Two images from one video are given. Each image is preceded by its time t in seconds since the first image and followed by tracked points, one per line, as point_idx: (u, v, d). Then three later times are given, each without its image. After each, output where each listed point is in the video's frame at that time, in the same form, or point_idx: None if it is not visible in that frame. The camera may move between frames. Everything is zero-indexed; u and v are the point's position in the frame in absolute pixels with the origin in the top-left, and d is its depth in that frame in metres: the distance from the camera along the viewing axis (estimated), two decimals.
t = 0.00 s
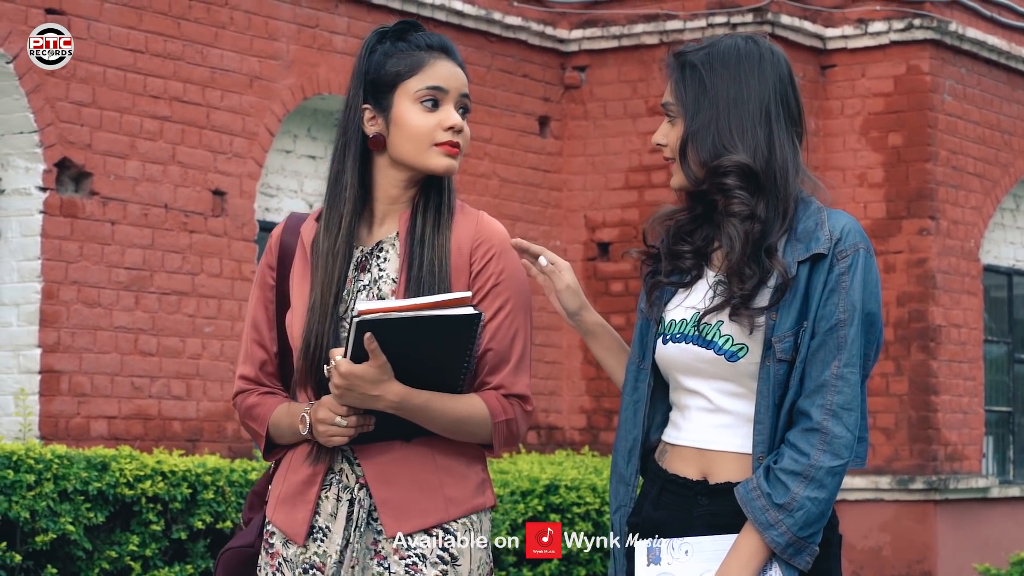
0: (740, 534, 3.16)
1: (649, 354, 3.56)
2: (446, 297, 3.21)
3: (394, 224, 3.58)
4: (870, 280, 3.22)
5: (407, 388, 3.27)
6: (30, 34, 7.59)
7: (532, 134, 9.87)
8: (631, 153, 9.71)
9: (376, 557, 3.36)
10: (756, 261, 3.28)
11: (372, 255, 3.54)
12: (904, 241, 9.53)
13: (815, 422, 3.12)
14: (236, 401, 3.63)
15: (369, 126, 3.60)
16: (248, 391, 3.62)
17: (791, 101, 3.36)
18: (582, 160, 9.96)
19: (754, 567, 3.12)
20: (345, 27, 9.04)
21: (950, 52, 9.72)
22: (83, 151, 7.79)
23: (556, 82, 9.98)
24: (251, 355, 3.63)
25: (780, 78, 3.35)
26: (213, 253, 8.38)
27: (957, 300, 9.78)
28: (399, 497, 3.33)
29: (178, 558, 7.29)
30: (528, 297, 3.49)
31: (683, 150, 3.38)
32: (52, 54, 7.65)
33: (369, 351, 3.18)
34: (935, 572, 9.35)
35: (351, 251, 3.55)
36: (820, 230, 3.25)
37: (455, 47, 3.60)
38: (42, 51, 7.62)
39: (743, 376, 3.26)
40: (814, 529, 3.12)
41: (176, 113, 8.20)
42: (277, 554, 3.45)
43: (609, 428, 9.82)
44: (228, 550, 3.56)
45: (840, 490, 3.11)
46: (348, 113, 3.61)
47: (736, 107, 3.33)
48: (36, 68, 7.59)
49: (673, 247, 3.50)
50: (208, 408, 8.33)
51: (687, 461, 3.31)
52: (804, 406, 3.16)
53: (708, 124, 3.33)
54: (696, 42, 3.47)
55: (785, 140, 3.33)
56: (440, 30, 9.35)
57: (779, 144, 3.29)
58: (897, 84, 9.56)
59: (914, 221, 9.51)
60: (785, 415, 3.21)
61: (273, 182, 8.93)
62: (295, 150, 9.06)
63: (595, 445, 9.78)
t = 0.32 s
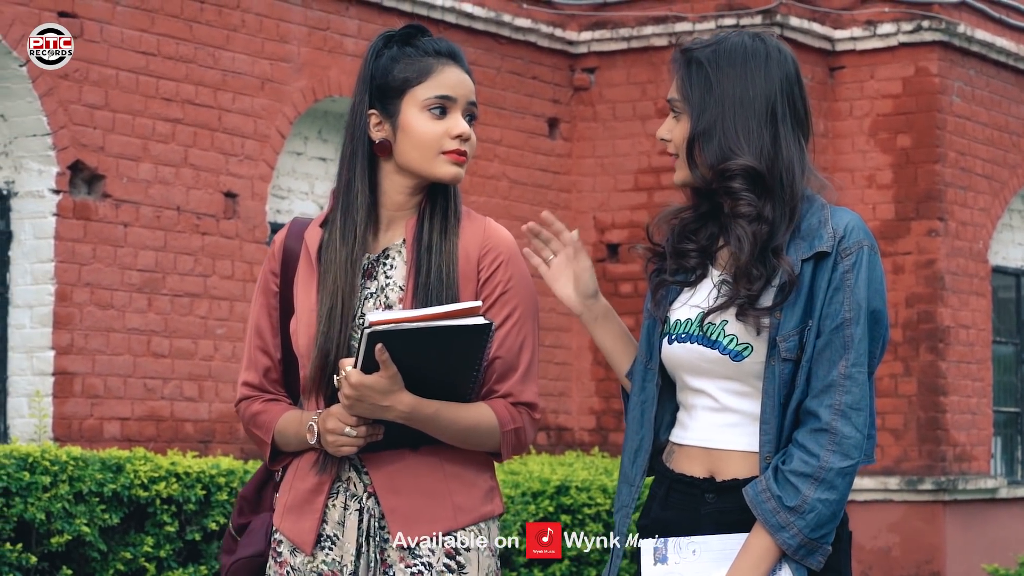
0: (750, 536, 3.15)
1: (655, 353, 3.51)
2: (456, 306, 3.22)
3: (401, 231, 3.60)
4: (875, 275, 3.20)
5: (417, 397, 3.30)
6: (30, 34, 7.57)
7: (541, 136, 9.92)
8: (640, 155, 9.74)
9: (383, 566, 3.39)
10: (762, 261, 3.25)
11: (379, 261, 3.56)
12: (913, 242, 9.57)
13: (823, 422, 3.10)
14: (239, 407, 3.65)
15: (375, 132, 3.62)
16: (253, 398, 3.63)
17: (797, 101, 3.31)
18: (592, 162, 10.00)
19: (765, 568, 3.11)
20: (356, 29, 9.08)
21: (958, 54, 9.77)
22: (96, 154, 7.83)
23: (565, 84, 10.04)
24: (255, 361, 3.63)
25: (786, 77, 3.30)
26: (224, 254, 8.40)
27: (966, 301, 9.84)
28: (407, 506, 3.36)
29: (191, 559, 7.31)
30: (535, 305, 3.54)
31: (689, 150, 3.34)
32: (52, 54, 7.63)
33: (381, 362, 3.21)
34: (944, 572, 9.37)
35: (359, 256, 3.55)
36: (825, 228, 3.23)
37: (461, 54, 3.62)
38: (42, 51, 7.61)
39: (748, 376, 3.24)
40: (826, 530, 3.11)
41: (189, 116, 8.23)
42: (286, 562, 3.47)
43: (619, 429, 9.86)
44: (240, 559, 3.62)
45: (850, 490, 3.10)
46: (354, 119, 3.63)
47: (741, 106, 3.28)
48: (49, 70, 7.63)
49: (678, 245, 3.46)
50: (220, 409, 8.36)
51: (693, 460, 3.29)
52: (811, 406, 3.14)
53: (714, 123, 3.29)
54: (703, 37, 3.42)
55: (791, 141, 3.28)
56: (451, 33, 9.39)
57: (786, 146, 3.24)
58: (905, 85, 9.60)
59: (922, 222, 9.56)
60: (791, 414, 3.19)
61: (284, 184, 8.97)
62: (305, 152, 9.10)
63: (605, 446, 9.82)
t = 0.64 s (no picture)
0: (759, 538, 3.12)
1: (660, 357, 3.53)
2: (464, 315, 3.19)
3: (408, 238, 3.57)
4: (875, 271, 3.19)
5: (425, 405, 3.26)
6: (28, 34, 7.56)
7: (551, 137, 9.95)
8: (650, 156, 9.76)
9: None
10: (764, 269, 3.24)
11: (386, 269, 3.53)
12: (922, 244, 9.61)
13: (828, 422, 3.09)
14: (242, 416, 3.59)
15: (382, 140, 3.60)
16: (257, 407, 3.57)
17: (809, 114, 3.30)
18: (601, 163, 10.02)
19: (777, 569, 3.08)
20: (366, 31, 9.09)
21: (967, 55, 9.81)
22: (108, 156, 7.85)
23: (574, 85, 10.07)
24: (259, 370, 3.57)
25: (802, 90, 3.28)
26: (236, 256, 8.42)
27: (975, 302, 9.86)
28: (413, 515, 3.32)
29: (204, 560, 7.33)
30: (543, 314, 3.51)
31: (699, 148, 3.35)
32: (51, 54, 7.61)
33: (389, 369, 3.16)
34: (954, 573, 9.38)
35: (365, 264, 3.51)
36: (820, 226, 3.23)
37: (472, 62, 3.58)
38: (41, 52, 7.60)
39: (752, 379, 3.24)
40: (837, 529, 3.08)
41: (200, 118, 8.25)
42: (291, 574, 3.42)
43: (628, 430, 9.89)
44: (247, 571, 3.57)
45: (858, 488, 3.08)
46: (361, 126, 3.60)
47: (752, 110, 3.27)
48: (61, 73, 7.65)
49: (680, 249, 3.49)
50: (232, 410, 8.37)
51: (703, 462, 3.29)
52: (816, 406, 3.13)
53: (722, 125, 3.29)
54: (727, 31, 3.41)
55: (800, 156, 3.28)
56: (461, 35, 9.41)
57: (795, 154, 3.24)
58: (915, 87, 9.64)
59: (931, 224, 9.59)
60: (796, 415, 3.17)
61: (295, 186, 9.00)
62: (316, 154, 9.13)
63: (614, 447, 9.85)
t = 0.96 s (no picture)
0: (757, 542, 3.17)
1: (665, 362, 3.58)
2: (470, 314, 3.21)
3: (413, 238, 3.61)
4: (874, 274, 3.22)
5: (429, 404, 3.29)
6: (29, 35, 7.57)
7: (559, 139, 10.02)
8: (657, 158, 9.82)
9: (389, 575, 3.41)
10: (755, 276, 3.28)
11: (390, 269, 3.57)
12: (928, 245, 9.66)
13: (825, 425, 3.13)
14: (245, 416, 3.64)
15: (389, 140, 3.63)
16: (259, 407, 3.62)
17: (815, 120, 3.35)
18: (609, 164, 10.08)
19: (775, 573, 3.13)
20: (376, 34, 9.15)
21: (973, 57, 9.88)
22: (121, 158, 7.91)
23: (582, 87, 10.14)
24: (261, 371, 3.63)
25: (809, 95, 3.32)
26: (247, 258, 8.48)
27: (981, 303, 9.92)
28: (414, 515, 3.36)
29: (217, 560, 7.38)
30: (546, 317, 3.53)
31: (702, 152, 3.40)
32: (51, 54, 7.63)
33: (393, 368, 3.18)
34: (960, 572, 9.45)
35: (370, 263, 3.56)
36: (817, 229, 3.27)
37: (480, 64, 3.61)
38: (41, 52, 7.62)
39: (751, 382, 3.29)
40: (833, 533, 3.11)
41: (211, 121, 8.32)
42: None
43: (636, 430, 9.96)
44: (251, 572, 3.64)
45: (856, 492, 3.10)
46: (369, 126, 3.64)
47: (755, 115, 3.31)
48: (74, 76, 7.71)
49: (683, 250, 3.49)
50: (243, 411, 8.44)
51: (708, 466, 3.36)
52: (814, 408, 3.17)
53: (728, 128, 3.34)
54: (731, 37, 3.44)
55: (804, 162, 3.32)
56: (470, 37, 9.46)
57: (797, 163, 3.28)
58: (921, 89, 9.72)
59: (938, 225, 9.66)
60: (795, 417, 3.22)
61: (305, 188, 9.07)
62: (326, 156, 9.19)
63: (623, 447, 9.92)
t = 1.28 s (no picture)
0: (760, 552, 3.13)
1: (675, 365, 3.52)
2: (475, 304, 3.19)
3: (418, 232, 3.59)
4: (887, 285, 3.18)
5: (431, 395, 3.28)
6: (29, 35, 7.56)
7: (568, 141, 10.08)
8: (665, 159, 9.85)
9: (392, 570, 3.36)
10: (758, 279, 3.27)
11: (395, 262, 3.55)
12: (936, 246, 9.72)
13: (833, 435, 3.09)
14: (244, 409, 3.61)
15: (395, 135, 3.62)
16: (260, 400, 3.60)
17: (818, 116, 3.32)
18: (617, 166, 10.11)
19: None
20: (386, 37, 9.19)
21: (980, 59, 9.92)
22: (133, 160, 7.95)
23: (591, 89, 10.18)
24: (263, 363, 3.61)
25: (813, 91, 3.30)
26: (258, 260, 8.52)
27: (988, 303, 9.95)
28: (420, 507, 3.33)
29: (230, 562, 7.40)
30: (550, 313, 3.50)
31: (705, 155, 3.37)
32: (52, 55, 7.63)
33: (396, 355, 3.18)
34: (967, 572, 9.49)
35: (374, 255, 3.54)
36: (830, 239, 3.23)
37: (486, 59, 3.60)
38: (42, 52, 7.62)
39: (762, 392, 3.24)
40: (836, 545, 3.08)
41: (222, 123, 8.35)
42: None
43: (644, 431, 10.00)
44: (245, 568, 3.73)
45: (860, 503, 3.07)
46: (374, 123, 3.63)
47: (758, 116, 3.29)
48: (86, 79, 7.76)
49: (693, 258, 3.44)
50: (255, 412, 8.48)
51: (714, 473, 3.30)
52: (822, 418, 3.13)
53: (730, 134, 3.31)
54: (733, 38, 3.42)
55: (809, 160, 3.29)
56: (479, 40, 9.51)
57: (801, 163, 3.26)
58: (928, 90, 9.77)
59: (945, 226, 9.70)
60: (803, 427, 3.18)
61: (315, 190, 9.11)
62: (336, 158, 9.24)
63: (631, 447, 9.96)
